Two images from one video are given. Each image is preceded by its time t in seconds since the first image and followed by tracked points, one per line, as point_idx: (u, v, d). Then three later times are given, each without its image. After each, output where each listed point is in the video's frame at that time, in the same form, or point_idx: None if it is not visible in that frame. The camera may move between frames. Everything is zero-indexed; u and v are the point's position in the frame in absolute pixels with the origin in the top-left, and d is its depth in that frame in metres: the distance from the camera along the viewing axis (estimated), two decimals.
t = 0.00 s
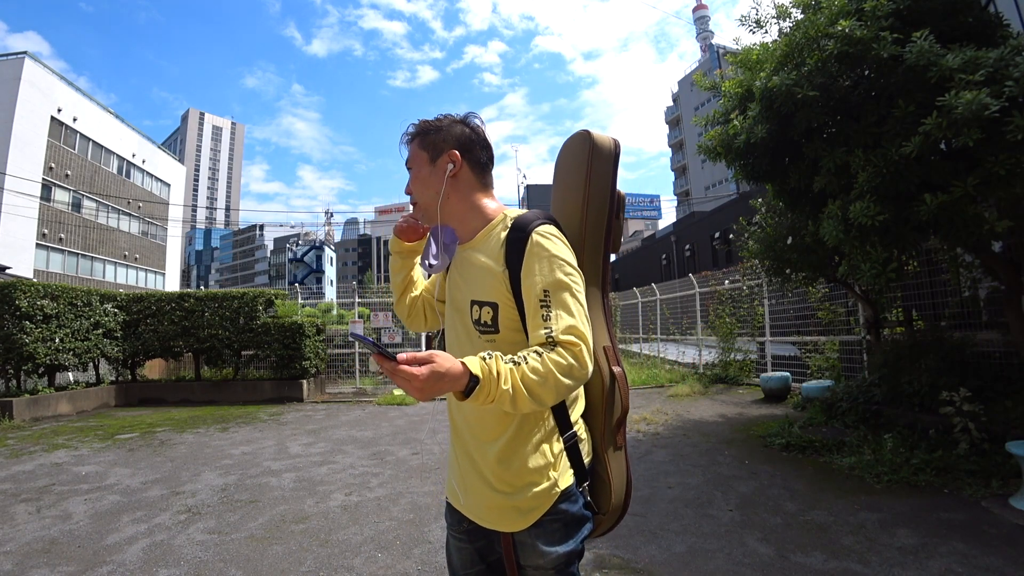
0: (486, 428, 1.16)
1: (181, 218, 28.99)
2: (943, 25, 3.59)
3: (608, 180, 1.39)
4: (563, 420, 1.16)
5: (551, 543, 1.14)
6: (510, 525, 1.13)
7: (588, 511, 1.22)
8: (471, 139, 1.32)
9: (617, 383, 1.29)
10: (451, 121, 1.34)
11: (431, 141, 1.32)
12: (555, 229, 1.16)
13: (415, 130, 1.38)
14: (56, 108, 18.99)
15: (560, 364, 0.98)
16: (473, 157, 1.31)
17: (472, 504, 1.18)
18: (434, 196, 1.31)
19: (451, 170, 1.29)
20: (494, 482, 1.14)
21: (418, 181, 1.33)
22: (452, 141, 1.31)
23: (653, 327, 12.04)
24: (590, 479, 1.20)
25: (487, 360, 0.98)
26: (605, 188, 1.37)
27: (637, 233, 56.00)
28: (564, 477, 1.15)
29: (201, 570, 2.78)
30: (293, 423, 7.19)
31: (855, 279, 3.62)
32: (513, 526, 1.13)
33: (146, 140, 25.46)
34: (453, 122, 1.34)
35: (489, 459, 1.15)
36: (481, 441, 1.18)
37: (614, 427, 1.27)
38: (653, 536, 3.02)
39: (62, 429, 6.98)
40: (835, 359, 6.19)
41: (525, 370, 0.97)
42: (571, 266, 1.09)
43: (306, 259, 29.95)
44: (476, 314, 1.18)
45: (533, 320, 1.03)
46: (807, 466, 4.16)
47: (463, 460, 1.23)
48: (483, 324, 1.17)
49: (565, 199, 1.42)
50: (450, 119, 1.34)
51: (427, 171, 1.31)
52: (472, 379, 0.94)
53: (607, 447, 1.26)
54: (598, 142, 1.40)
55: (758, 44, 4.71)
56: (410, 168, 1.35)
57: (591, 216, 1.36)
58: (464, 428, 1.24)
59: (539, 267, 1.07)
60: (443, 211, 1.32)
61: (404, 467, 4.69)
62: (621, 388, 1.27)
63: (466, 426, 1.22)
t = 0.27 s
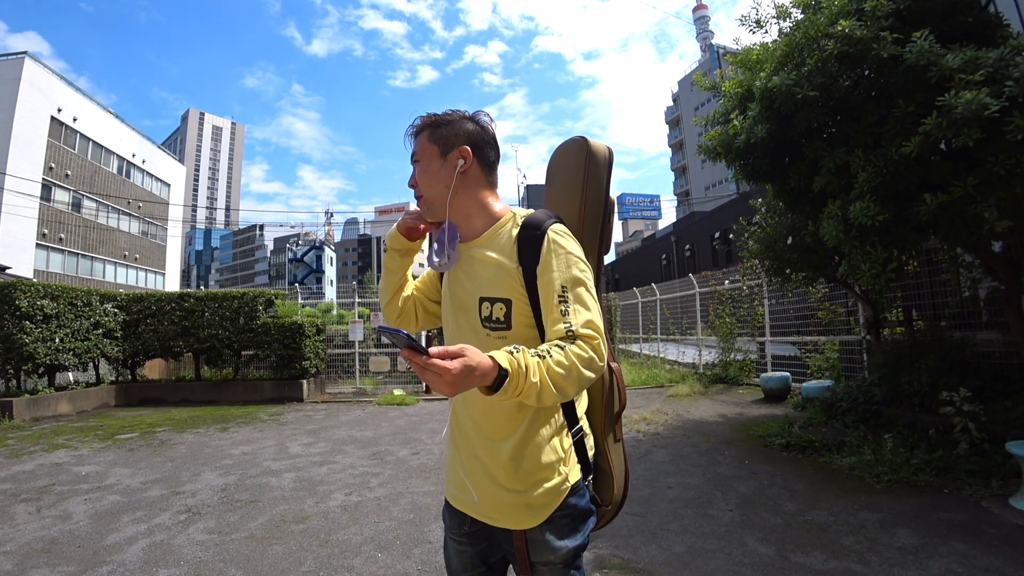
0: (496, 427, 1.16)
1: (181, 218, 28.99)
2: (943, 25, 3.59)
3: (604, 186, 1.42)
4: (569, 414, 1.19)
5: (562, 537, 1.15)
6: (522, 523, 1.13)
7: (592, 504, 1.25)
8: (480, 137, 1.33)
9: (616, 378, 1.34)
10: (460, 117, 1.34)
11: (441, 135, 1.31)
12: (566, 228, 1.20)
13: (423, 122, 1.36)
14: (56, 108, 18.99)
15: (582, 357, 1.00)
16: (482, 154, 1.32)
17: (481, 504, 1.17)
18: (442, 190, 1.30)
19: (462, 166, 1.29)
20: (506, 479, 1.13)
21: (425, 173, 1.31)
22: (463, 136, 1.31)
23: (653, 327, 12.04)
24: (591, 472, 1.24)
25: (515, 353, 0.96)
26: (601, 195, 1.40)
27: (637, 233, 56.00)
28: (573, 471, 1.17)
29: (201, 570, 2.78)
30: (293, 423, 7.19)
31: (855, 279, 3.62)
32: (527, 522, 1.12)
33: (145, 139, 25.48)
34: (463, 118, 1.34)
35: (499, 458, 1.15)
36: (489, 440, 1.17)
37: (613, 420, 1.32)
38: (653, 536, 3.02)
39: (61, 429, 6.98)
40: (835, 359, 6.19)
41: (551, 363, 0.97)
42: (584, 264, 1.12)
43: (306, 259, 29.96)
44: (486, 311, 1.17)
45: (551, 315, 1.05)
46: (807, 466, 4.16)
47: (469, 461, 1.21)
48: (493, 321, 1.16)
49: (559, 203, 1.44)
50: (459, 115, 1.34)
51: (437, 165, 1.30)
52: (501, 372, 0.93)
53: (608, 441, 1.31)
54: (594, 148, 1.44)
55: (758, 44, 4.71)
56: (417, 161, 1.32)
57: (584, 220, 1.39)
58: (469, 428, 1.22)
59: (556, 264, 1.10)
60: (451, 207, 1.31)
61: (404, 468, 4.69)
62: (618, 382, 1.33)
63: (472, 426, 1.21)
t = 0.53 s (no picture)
0: (504, 425, 1.16)
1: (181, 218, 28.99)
2: (943, 25, 3.59)
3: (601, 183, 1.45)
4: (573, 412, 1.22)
5: (568, 535, 1.16)
6: (529, 521, 1.13)
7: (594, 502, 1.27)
8: (490, 134, 1.34)
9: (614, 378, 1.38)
10: (470, 113, 1.34)
11: (453, 130, 1.30)
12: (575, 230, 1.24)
13: (432, 116, 1.34)
14: (56, 108, 18.98)
15: (602, 355, 1.05)
16: (492, 152, 1.33)
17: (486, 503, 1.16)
18: (454, 187, 1.29)
19: (475, 163, 1.29)
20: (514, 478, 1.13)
21: (437, 167, 1.29)
22: (474, 133, 1.31)
23: (653, 327, 12.04)
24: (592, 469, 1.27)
25: (546, 353, 0.98)
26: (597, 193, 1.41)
27: (637, 233, 56.01)
28: (578, 468, 1.20)
29: (201, 570, 2.78)
30: (293, 423, 7.19)
31: (855, 279, 3.62)
32: (533, 521, 1.13)
33: (145, 139, 25.49)
34: (473, 114, 1.34)
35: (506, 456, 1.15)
36: (496, 439, 1.17)
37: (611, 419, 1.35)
38: (652, 536, 3.02)
39: (61, 429, 6.98)
40: (835, 359, 6.19)
41: (577, 362, 0.99)
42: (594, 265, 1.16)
43: (306, 259, 29.97)
44: (496, 309, 1.18)
45: (569, 316, 1.08)
46: (807, 466, 4.16)
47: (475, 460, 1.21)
48: (504, 319, 1.17)
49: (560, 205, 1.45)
50: (469, 111, 1.34)
51: (450, 161, 1.29)
52: (534, 372, 0.94)
53: (605, 438, 1.32)
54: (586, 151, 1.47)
55: (758, 44, 4.71)
56: (428, 155, 1.30)
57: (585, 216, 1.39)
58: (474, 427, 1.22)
59: (572, 264, 1.13)
60: (461, 203, 1.30)
61: (404, 467, 4.69)
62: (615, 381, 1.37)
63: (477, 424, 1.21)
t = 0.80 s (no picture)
0: (509, 424, 1.16)
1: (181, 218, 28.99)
2: (943, 25, 3.59)
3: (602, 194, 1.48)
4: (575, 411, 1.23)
5: (569, 534, 1.16)
6: (531, 520, 1.13)
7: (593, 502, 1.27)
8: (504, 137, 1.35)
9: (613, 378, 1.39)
10: (486, 113, 1.33)
11: (474, 129, 1.28)
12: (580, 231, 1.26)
13: (450, 111, 1.29)
14: (56, 108, 18.98)
15: (606, 354, 1.06)
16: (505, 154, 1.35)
17: (488, 503, 1.16)
18: (477, 187, 1.27)
19: (497, 164, 1.30)
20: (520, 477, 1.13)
21: (460, 165, 1.26)
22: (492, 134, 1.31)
23: (653, 327, 12.04)
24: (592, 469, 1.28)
25: (554, 349, 0.98)
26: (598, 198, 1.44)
27: (637, 233, 56.01)
28: (580, 467, 1.21)
29: (201, 570, 2.78)
30: (293, 423, 7.19)
31: (855, 279, 3.62)
32: (539, 520, 1.13)
33: (145, 139, 25.50)
34: (488, 114, 1.33)
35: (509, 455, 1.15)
36: (500, 438, 1.17)
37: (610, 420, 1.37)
38: (653, 536, 3.02)
39: (61, 429, 6.98)
40: (835, 359, 6.19)
41: (585, 360, 1.00)
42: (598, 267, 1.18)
43: (306, 259, 29.98)
44: (502, 307, 1.19)
45: (574, 316, 1.09)
46: (807, 466, 4.16)
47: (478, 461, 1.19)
48: (509, 318, 1.18)
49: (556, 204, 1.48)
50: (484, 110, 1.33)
51: (473, 161, 1.26)
52: (544, 368, 0.94)
53: (605, 438, 1.33)
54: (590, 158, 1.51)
55: (758, 44, 4.70)
56: (450, 153, 1.26)
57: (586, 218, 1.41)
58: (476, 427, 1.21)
59: (578, 265, 1.15)
60: (482, 204, 1.29)
61: (404, 467, 4.69)
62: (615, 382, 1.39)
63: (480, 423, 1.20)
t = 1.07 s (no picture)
0: (537, 423, 1.17)
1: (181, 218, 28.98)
2: (943, 25, 3.59)
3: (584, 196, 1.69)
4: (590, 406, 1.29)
5: (592, 525, 1.21)
6: (562, 514, 1.15)
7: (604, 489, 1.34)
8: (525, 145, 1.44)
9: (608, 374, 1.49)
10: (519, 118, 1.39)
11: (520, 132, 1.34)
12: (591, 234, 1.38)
13: (497, 109, 1.31)
14: (56, 108, 18.98)
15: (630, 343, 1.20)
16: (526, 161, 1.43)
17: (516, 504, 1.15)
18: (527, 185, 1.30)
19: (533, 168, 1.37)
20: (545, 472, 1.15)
21: (519, 160, 1.26)
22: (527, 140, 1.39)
23: (653, 327, 12.03)
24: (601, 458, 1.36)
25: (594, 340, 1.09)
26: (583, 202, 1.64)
27: (637, 233, 56.01)
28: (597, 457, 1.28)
29: (201, 570, 2.78)
30: (293, 423, 7.19)
31: (855, 279, 3.62)
32: (565, 512, 1.15)
33: (145, 139, 25.53)
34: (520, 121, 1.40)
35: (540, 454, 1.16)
36: (529, 439, 1.17)
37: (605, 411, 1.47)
38: (653, 536, 3.02)
39: (61, 429, 6.98)
40: (835, 359, 6.19)
41: (617, 351, 1.12)
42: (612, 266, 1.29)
43: (306, 260, 29.98)
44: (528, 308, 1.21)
45: (596, 309, 1.22)
46: (807, 466, 4.16)
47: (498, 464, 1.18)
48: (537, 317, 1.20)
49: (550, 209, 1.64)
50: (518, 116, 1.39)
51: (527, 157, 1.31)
52: (592, 357, 1.05)
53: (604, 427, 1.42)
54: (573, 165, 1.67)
55: (758, 44, 4.71)
56: (517, 145, 1.26)
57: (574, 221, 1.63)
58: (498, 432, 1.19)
59: (599, 264, 1.26)
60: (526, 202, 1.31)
61: (404, 467, 4.69)
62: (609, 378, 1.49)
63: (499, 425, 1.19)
